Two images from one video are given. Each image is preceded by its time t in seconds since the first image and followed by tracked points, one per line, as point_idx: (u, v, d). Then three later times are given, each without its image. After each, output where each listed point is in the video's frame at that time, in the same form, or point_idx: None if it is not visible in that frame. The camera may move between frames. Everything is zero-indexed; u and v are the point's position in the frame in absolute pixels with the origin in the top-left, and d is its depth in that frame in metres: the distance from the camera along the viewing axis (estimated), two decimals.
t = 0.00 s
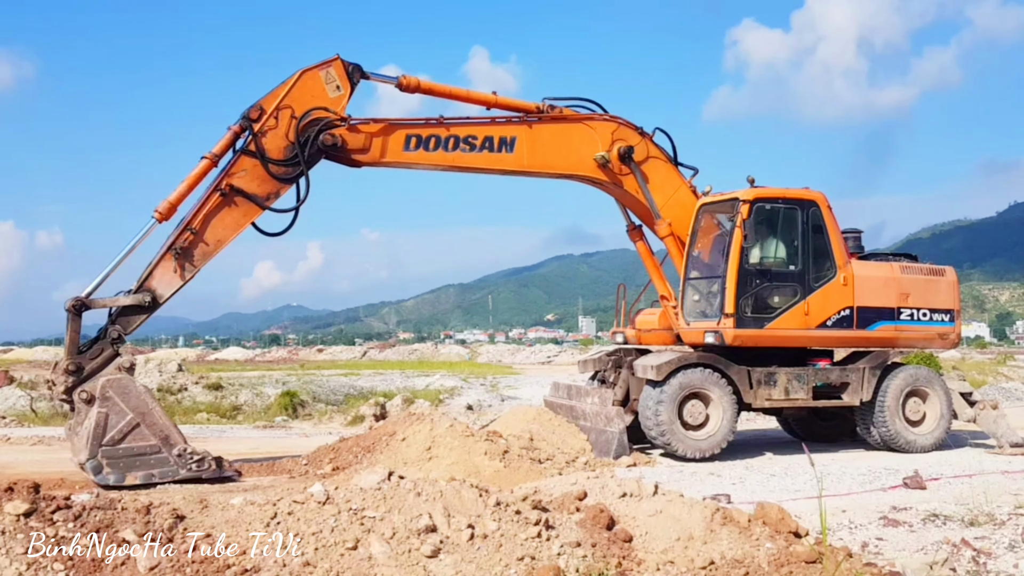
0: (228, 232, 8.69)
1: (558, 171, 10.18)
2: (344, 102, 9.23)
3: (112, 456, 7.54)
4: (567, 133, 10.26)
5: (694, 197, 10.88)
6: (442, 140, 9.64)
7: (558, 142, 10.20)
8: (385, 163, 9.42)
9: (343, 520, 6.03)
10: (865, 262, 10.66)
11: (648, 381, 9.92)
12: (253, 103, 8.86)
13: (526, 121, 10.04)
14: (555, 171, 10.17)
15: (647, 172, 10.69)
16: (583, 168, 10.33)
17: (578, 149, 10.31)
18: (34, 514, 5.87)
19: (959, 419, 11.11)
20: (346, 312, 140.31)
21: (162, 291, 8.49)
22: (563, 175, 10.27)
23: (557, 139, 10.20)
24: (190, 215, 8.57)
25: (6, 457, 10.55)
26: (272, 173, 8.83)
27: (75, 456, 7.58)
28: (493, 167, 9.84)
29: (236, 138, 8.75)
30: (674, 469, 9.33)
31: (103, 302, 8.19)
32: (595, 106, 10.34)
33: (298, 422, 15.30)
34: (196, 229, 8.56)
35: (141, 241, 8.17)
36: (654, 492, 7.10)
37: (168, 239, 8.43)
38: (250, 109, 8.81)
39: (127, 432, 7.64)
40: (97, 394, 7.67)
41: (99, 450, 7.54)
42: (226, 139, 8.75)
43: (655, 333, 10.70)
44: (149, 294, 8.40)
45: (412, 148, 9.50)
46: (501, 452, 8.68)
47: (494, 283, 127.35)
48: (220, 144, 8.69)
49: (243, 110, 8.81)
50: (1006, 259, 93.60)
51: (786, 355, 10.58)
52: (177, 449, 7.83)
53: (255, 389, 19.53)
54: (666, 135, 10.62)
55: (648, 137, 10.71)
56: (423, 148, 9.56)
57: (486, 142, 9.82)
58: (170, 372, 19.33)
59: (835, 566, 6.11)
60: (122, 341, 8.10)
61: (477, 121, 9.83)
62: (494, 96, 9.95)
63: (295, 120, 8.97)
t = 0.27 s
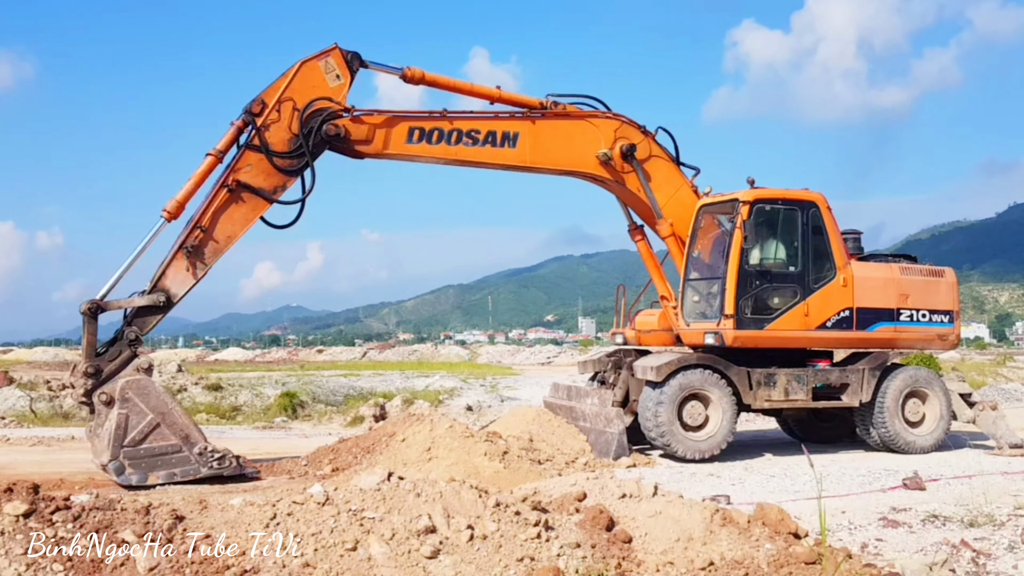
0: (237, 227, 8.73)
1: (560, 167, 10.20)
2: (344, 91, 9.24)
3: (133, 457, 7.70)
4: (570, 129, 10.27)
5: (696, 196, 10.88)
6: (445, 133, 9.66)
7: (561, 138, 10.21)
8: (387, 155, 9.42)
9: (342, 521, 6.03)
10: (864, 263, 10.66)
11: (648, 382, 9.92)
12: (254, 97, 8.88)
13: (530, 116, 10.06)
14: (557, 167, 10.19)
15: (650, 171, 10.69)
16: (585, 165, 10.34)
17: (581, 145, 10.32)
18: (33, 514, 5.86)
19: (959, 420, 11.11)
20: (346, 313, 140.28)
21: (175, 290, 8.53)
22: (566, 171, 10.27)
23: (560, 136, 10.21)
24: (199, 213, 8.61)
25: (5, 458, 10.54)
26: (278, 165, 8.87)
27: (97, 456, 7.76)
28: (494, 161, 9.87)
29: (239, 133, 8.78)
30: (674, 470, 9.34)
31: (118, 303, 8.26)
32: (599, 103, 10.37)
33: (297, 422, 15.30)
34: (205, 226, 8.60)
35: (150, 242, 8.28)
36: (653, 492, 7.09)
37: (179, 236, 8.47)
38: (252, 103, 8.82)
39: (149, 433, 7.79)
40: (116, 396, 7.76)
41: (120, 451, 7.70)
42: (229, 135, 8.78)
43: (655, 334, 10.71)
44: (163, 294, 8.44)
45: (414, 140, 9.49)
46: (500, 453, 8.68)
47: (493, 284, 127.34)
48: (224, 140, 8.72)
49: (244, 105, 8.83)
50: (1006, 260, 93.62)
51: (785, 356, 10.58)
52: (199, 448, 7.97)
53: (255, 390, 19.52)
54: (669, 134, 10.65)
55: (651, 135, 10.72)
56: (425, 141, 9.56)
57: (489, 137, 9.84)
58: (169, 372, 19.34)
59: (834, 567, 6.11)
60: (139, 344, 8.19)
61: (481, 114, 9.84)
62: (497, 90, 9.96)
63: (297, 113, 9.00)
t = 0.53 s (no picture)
0: (247, 221, 8.75)
1: (562, 163, 10.24)
2: (345, 80, 9.24)
3: (146, 457, 7.72)
4: (572, 126, 10.30)
5: (697, 196, 10.88)
6: (448, 126, 9.68)
7: (564, 134, 10.24)
8: (390, 146, 9.45)
9: (341, 522, 6.02)
10: (864, 264, 10.66)
11: (648, 383, 9.92)
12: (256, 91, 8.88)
13: (533, 112, 10.10)
14: (559, 162, 10.23)
15: (652, 170, 10.71)
16: (588, 162, 10.37)
17: (583, 142, 10.35)
18: (32, 515, 5.86)
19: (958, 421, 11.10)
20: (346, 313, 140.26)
21: (190, 288, 8.55)
22: (568, 168, 10.32)
23: (563, 132, 10.24)
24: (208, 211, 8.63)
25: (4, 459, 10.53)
26: (284, 158, 8.88)
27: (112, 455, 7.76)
28: (496, 156, 9.88)
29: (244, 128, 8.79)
30: (673, 471, 9.33)
31: (133, 302, 8.26)
32: (602, 100, 10.40)
33: (296, 423, 15.30)
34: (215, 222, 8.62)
35: (161, 240, 8.30)
36: (653, 493, 7.09)
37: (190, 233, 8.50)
38: (254, 97, 8.82)
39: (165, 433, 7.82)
40: (131, 396, 7.81)
41: (134, 450, 7.73)
42: (234, 131, 8.78)
43: (655, 335, 10.70)
44: (177, 293, 8.45)
45: (417, 133, 9.53)
46: (499, 453, 8.68)
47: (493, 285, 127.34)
48: (228, 135, 8.74)
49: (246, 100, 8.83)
50: (1006, 261, 93.62)
51: (785, 357, 10.58)
52: (212, 449, 7.99)
53: (254, 391, 19.51)
54: (671, 134, 10.67)
55: (654, 135, 10.74)
56: (428, 134, 9.60)
57: (492, 131, 9.88)
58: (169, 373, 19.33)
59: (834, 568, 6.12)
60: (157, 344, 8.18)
61: (485, 109, 9.89)
62: (501, 85, 9.97)
63: (300, 105, 9.00)
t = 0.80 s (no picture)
0: (257, 216, 8.76)
1: (565, 160, 10.24)
2: (347, 70, 9.22)
3: (161, 456, 7.72)
4: (575, 123, 10.31)
5: (699, 197, 10.90)
6: (451, 121, 9.70)
7: (567, 131, 10.25)
8: (393, 139, 9.46)
9: (341, 523, 6.02)
10: (863, 265, 10.66)
11: (647, 384, 9.92)
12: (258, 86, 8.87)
13: (537, 108, 10.11)
14: (561, 159, 10.23)
15: (653, 169, 10.72)
16: (590, 159, 10.38)
17: (585, 139, 10.36)
18: (31, 516, 5.86)
19: (958, 422, 11.10)
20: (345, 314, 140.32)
21: (203, 286, 8.57)
22: (570, 165, 10.33)
23: (566, 129, 10.25)
24: (217, 208, 8.64)
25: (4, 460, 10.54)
26: (290, 152, 8.87)
27: (127, 454, 7.78)
28: (497, 151, 9.90)
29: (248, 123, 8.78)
30: (673, 472, 9.33)
31: (149, 301, 8.28)
32: (606, 99, 10.43)
33: (296, 424, 15.30)
34: (225, 218, 8.63)
35: (172, 239, 8.31)
36: (652, 494, 7.10)
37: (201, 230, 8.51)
38: (257, 92, 8.81)
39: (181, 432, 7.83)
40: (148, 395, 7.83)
41: (149, 450, 7.73)
42: (238, 127, 8.78)
43: (655, 336, 10.70)
44: (192, 292, 8.48)
45: (420, 126, 9.54)
46: (499, 454, 8.68)
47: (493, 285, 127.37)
48: (232, 132, 8.73)
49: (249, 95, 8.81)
50: (1006, 262, 93.64)
51: (784, 358, 10.58)
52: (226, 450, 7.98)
53: (254, 392, 19.50)
54: (673, 134, 10.71)
55: (656, 134, 10.75)
56: (432, 127, 9.61)
57: (494, 126, 9.89)
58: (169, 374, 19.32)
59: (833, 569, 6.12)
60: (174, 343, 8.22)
61: (490, 104, 9.90)
62: (506, 81, 9.97)
63: (302, 98, 8.99)
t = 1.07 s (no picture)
0: (267, 212, 8.78)
1: (566, 157, 10.25)
2: (348, 60, 9.23)
3: (182, 457, 7.75)
4: (578, 120, 10.33)
5: (700, 197, 10.90)
6: (455, 115, 9.70)
7: (569, 127, 10.27)
8: (397, 132, 9.46)
9: (340, 524, 6.02)
10: (863, 266, 10.66)
11: (646, 384, 9.92)
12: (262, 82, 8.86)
13: (541, 105, 10.12)
14: (563, 156, 10.24)
15: (655, 168, 10.72)
16: (592, 155, 10.39)
17: (588, 136, 10.38)
18: (31, 517, 5.86)
19: (957, 423, 11.10)
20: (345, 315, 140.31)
21: (219, 286, 8.61)
22: (572, 163, 10.34)
23: (569, 125, 10.27)
24: (228, 206, 8.66)
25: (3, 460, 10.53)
26: (297, 146, 8.89)
27: (149, 453, 7.87)
28: (500, 146, 9.91)
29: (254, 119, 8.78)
30: (673, 473, 9.33)
31: (166, 302, 8.31)
32: (609, 97, 10.45)
33: (296, 425, 15.30)
34: (237, 215, 8.65)
35: (185, 238, 8.31)
36: (652, 495, 7.10)
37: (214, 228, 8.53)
38: (260, 88, 8.81)
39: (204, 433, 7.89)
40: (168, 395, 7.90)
41: (170, 450, 7.77)
42: (244, 123, 8.78)
43: (655, 337, 10.67)
44: (209, 291, 8.51)
45: (424, 119, 9.53)
46: (499, 455, 8.67)
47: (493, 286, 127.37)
48: (238, 129, 8.73)
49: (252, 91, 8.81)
50: (1006, 263, 93.66)
51: (784, 359, 10.58)
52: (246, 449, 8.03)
53: (254, 392, 19.50)
54: (675, 133, 10.72)
55: (659, 133, 10.75)
56: (435, 121, 9.61)
57: (498, 122, 9.89)
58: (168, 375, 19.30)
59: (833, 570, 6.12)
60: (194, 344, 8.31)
61: (494, 100, 9.90)
62: (510, 77, 9.98)
63: (306, 91, 8.98)
